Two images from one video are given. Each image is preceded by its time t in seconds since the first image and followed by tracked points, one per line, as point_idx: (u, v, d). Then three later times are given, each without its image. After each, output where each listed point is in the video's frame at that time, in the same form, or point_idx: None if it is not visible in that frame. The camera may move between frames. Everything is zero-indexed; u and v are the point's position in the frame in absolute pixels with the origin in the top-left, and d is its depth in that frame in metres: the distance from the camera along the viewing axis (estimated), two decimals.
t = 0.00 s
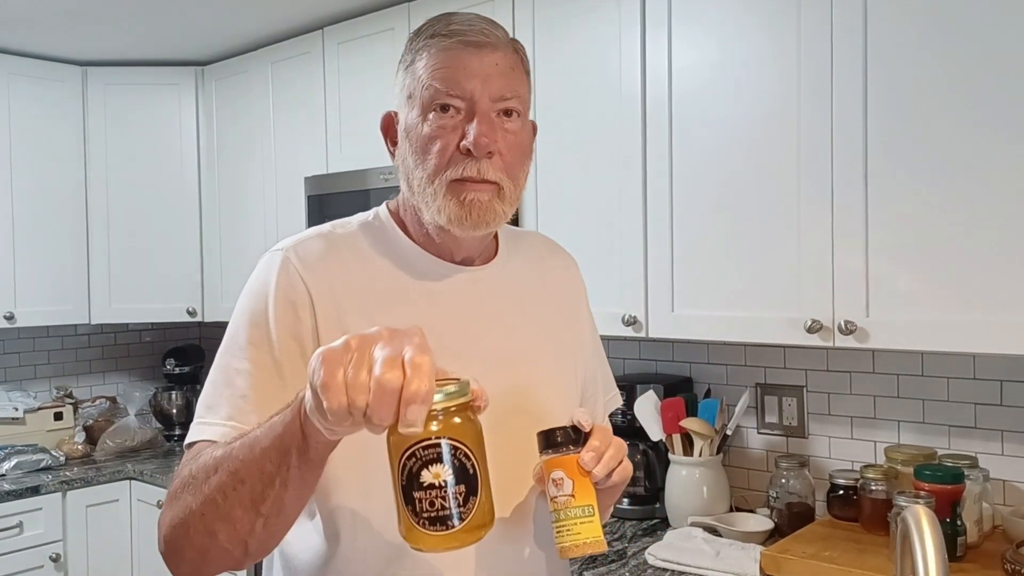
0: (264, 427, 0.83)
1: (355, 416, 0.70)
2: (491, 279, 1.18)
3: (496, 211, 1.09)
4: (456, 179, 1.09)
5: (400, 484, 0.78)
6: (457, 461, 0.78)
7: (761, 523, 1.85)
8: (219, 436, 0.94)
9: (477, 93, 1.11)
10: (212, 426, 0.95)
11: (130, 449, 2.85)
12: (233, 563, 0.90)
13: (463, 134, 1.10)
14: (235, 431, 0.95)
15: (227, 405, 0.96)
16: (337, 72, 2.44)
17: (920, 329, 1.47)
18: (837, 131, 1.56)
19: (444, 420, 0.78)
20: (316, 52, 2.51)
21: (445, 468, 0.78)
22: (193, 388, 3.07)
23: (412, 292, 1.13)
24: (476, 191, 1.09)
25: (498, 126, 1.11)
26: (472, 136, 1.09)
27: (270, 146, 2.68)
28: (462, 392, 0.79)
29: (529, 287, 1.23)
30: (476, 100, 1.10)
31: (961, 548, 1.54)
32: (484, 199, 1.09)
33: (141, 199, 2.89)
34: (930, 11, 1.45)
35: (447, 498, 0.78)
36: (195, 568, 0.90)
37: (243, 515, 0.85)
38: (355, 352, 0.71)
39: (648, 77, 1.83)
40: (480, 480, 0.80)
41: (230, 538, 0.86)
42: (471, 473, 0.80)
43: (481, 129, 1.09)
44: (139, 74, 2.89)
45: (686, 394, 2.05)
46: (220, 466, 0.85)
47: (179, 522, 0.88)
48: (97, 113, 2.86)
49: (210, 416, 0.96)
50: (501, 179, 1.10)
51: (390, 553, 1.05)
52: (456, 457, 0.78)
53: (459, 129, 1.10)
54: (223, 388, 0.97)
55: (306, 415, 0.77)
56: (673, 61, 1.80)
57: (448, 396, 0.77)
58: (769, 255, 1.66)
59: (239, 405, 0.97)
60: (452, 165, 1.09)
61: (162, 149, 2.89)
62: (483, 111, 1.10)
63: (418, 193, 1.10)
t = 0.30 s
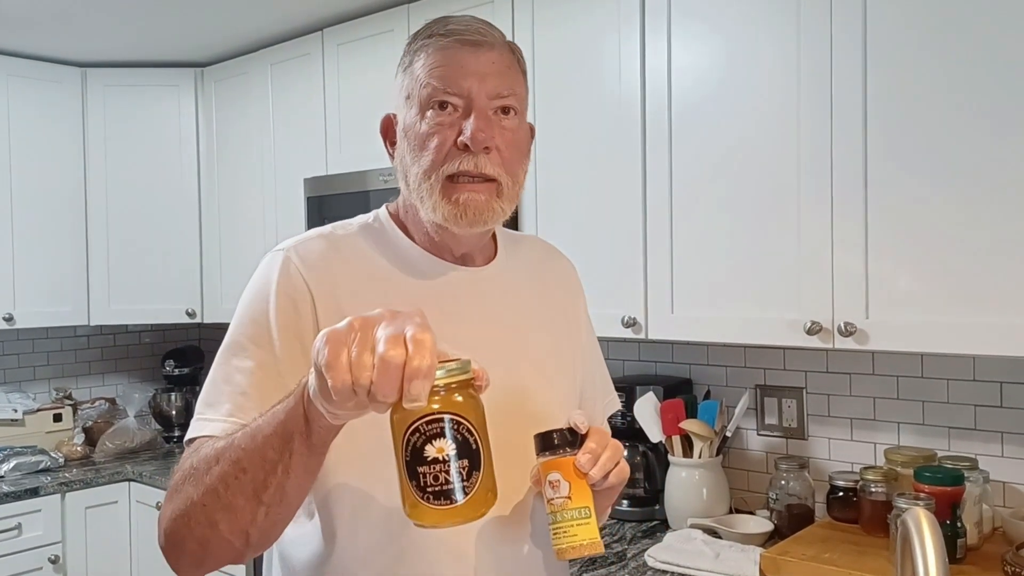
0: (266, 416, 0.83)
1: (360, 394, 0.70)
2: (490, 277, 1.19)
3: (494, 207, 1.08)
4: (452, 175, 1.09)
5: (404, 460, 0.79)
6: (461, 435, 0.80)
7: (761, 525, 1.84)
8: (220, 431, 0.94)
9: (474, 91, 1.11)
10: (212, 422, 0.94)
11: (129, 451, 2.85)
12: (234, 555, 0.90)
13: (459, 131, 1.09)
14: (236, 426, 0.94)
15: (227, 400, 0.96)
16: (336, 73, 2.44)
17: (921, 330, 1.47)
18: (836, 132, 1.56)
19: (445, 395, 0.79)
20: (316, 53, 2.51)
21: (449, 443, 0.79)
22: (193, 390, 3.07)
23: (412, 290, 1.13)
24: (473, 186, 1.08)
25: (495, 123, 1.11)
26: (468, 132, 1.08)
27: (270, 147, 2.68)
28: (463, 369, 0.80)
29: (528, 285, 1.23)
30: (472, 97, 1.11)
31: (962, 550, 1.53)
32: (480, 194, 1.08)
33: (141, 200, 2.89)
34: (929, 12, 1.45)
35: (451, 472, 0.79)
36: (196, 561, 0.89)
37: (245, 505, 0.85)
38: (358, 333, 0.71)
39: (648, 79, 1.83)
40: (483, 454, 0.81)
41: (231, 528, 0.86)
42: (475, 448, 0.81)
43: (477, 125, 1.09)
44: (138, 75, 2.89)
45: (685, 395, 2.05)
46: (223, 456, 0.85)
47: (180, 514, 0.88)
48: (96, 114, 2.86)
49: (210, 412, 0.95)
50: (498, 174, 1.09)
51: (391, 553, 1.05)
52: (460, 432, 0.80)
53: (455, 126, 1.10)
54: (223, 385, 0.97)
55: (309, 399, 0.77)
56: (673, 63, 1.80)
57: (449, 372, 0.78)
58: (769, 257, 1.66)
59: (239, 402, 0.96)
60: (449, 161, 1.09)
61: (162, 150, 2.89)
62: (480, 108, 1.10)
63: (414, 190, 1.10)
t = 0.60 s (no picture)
0: (266, 409, 0.83)
1: (358, 384, 0.70)
2: (488, 275, 1.19)
3: (484, 213, 1.08)
4: (445, 178, 1.08)
5: (403, 446, 0.79)
6: (459, 421, 0.79)
7: (761, 525, 1.84)
8: (221, 426, 0.94)
9: (472, 95, 1.11)
10: (213, 418, 0.94)
11: (129, 452, 2.85)
12: (236, 548, 0.90)
13: (454, 134, 1.09)
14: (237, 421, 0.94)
15: (228, 396, 0.96)
16: (336, 73, 2.44)
17: (921, 330, 1.47)
18: (836, 132, 1.56)
19: (443, 381, 0.79)
20: (316, 53, 2.51)
21: (447, 429, 0.79)
22: (193, 390, 3.07)
23: (410, 287, 1.13)
24: (464, 192, 1.08)
25: (491, 128, 1.11)
26: (462, 136, 1.08)
27: (269, 148, 2.68)
28: (460, 356, 0.80)
29: (525, 283, 1.23)
30: (470, 101, 1.10)
31: (962, 550, 1.53)
32: (471, 200, 1.08)
33: (140, 201, 2.89)
34: (929, 11, 1.45)
35: (450, 458, 0.79)
36: (198, 555, 0.89)
37: (246, 497, 0.85)
38: (355, 323, 0.71)
39: (647, 79, 1.83)
40: (481, 441, 0.81)
41: (233, 521, 0.86)
42: (473, 434, 0.81)
43: (472, 130, 1.09)
44: (138, 75, 2.89)
45: (685, 396, 2.05)
46: (223, 450, 0.85)
47: (182, 508, 0.88)
48: (96, 115, 2.86)
49: (210, 408, 0.95)
50: (490, 180, 1.09)
51: (389, 550, 1.05)
52: (458, 417, 0.79)
53: (450, 129, 1.10)
54: (224, 381, 0.97)
55: (308, 390, 0.77)
56: (672, 63, 1.80)
57: (445, 358, 0.78)
58: (769, 256, 1.66)
59: (239, 398, 0.96)
60: (442, 164, 1.09)
61: (161, 151, 2.89)
62: (477, 112, 1.10)
63: (409, 190, 1.10)
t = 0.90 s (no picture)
0: (263, 406, 0.83)
1: (353, 380, 0.70)
2: (486, 274, 1.19)
3: (483, 210, 1.08)
4: (444, 175, 1.08)
5: (396, 443, 0.79)
6: (452, 419, 0.79)
7: (761, 526, 1.84)
8: (220, 425, 0.93)
9: (470, 92, 1.10)
10: (212, 416, 0.94)
11: (128, 452, 2.85)
12: (234, 546, 0.89)
13: (452, 131, 1.09)
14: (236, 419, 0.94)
15: (227, 394, 0.96)
16: (335, 73, 2.44)
17: (921, 330, 1.47)
18: (836, 132, 1.56)
19: (437, 379, 0.79)
20: (315, 53, 2.50)
21: (440, 426, 0.79)
22: (192, 391, 3.06)
23: (408, 286, 1.12)
24: (463, 188, 1.08)
25: (489, 125, 1.10)
26: (460, 133, 1.08)
27: (269, 148, 2.67)
28: (455, 353, 0.80)
29: (523, 283, 1.23)
30: (467, 98, 1.10)
31: (962, 550, 1.53)
32: (470, 196, 1.08)
33: (139, 201, 2.89)
34: (929, 10, 1.45)
35: (443, 455, 0.79)
36: (196, 553, 0.89)
37: (243, 495, 0.84)
38: (350, 319, 0.71)
39: (647, 78, 1.83)
40: (475, 439, 0.81)
41: (230, 519, 0.86)
42: (467, 432, 0.80)
43: (469, 127, 1.08)
44: (137, 75, 2.88)
45: (685, 396, 2.04)
46: (220, 447, 0.85)
47: (180, 506, 0.87)
48: (94, 115, 2.85)
49: (210, 406, 0.95)
50: (488, 176, 1.09)
51: (387, 548, 1.05)
52: (451, 415, 0.79)
53: (448, 126, 1.09)
54: (223, 378, 0.97)
55: (303, 388, 0.77)
56: (673, 62, 1.79)
57: (438, 356, 0.78)
58: (770, 256, 1.66)
59: (238, 395, 0.96)
60: (440, 160, 1.09)
61: (160, 151, 2.89)
62: (474, 109, 1.10)
63: (408, 187, 1.10)
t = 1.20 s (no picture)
0: (262, 406, 0.83)
1: (353, 379, 0.70)
2: (486, 275, 1.19)
3: (483, 215, 1.08)
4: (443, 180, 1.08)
5: (395, 442, 0.79)
6: (451, 418, 0.79)
7: (761, 526, 1.84)
8: (221, 425, 0.93)
9: (468, 98, 1.10)
10: (213, 416, 0.94)
11: (128, 453, 2.84)
12: (235, 545, 0.89)
13: (451, 136, 1.09)
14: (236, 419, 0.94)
15: (227, 394, 0.96)
16: (335, 73, 2.44)
17: (921, 331, 1.47)
18: (835, 133, 1.56)
19: (436, 378, 0.79)
20: (315, 54, 2.51)
21: (440, 425, 0.79)
22: (191, 392, 3.06)
23: (408, 287, 1.12)
24: (463, 193, 1.08)
25: (487, 131, 1.10)
26: (458, 139, 1.08)
27: (268, 149, 2.67)
28: (454, 353, 0.80)
29: (523, 284, 1.23)
30: (466, 104, 1.10)
31: (962, 551, 1.53)
32: (470, 201, 1.08)
33: (139, 201, 2.89)
34: (928, 12, 1.45)
35: (442, 454, 0.79)
36: (197, 553, 0.89)
37: (243, 494, 0.84)
38: (350, 319, 0.71)
39: (647, 80, 1.83)
40: (474, 438, 0.81)
41: (231, 518, 0.86)
42: (466, 431, 0.80)
43: (468, 133, 1.08)
44: (137, 76, 2.88)
45: (685, 397, 2.04)
46: (220, 447, 0.85)
47: (180, 506, 0.87)
48: (94, 115, 2.85)
49: (210, 407, 0.95)
50: (487, 182, 1.09)
51: (386, 548, 1.05)
52: (451, 414, 0.79)
53: (447, 131, 1.09)
54: (223, 379, 0.97)
55: (303, 388, 0.77)
56: (672, 63, 1.79)
57: (438, 355, 0.78)
58: (770, 257, 1.66)
59: (238, 396, 0.96)
60: (438, 165, 1.09)
61: (160, 152, 2.89)
62: (473, 115, 1.10)
63: (407, 191, 1.10)
